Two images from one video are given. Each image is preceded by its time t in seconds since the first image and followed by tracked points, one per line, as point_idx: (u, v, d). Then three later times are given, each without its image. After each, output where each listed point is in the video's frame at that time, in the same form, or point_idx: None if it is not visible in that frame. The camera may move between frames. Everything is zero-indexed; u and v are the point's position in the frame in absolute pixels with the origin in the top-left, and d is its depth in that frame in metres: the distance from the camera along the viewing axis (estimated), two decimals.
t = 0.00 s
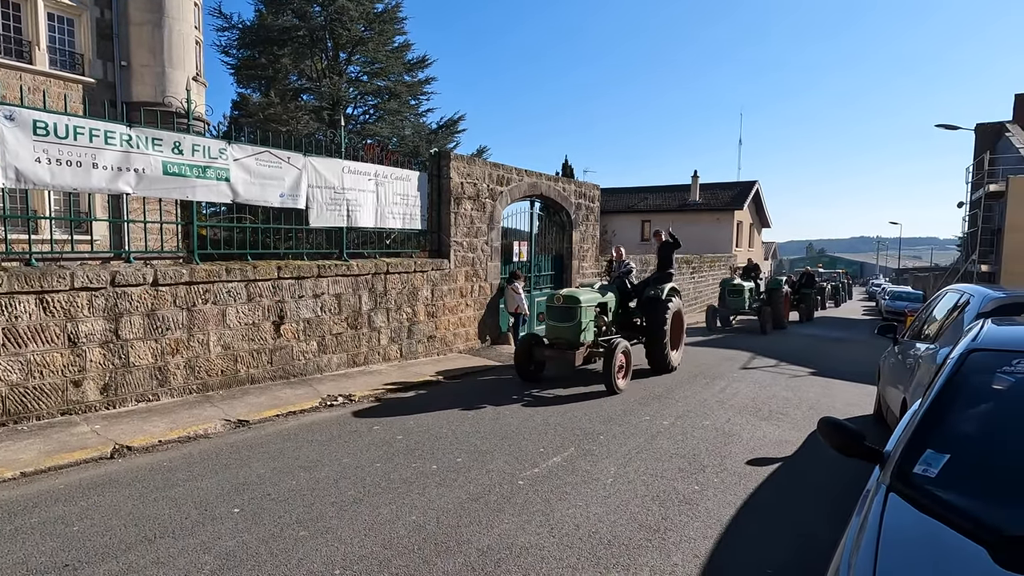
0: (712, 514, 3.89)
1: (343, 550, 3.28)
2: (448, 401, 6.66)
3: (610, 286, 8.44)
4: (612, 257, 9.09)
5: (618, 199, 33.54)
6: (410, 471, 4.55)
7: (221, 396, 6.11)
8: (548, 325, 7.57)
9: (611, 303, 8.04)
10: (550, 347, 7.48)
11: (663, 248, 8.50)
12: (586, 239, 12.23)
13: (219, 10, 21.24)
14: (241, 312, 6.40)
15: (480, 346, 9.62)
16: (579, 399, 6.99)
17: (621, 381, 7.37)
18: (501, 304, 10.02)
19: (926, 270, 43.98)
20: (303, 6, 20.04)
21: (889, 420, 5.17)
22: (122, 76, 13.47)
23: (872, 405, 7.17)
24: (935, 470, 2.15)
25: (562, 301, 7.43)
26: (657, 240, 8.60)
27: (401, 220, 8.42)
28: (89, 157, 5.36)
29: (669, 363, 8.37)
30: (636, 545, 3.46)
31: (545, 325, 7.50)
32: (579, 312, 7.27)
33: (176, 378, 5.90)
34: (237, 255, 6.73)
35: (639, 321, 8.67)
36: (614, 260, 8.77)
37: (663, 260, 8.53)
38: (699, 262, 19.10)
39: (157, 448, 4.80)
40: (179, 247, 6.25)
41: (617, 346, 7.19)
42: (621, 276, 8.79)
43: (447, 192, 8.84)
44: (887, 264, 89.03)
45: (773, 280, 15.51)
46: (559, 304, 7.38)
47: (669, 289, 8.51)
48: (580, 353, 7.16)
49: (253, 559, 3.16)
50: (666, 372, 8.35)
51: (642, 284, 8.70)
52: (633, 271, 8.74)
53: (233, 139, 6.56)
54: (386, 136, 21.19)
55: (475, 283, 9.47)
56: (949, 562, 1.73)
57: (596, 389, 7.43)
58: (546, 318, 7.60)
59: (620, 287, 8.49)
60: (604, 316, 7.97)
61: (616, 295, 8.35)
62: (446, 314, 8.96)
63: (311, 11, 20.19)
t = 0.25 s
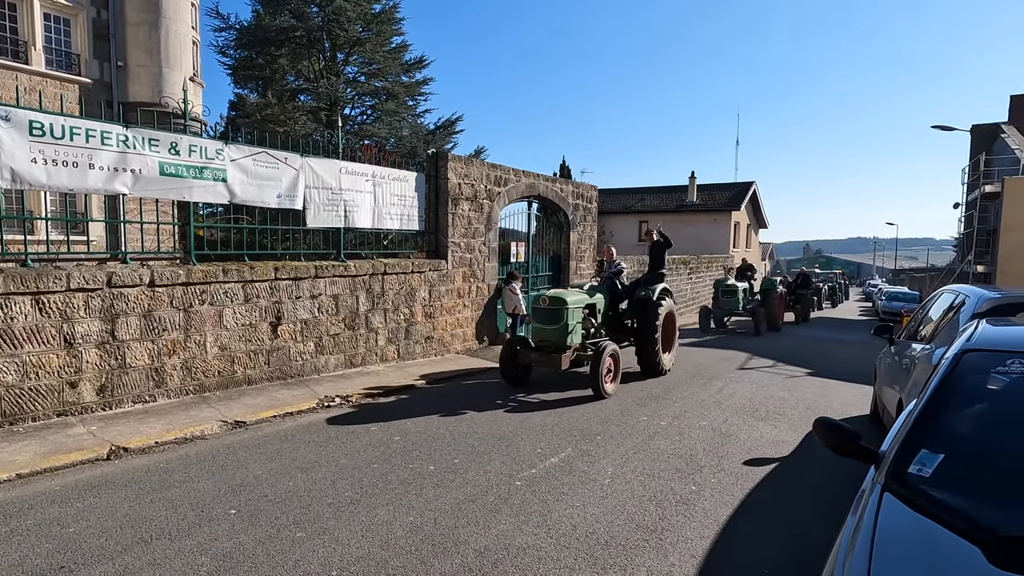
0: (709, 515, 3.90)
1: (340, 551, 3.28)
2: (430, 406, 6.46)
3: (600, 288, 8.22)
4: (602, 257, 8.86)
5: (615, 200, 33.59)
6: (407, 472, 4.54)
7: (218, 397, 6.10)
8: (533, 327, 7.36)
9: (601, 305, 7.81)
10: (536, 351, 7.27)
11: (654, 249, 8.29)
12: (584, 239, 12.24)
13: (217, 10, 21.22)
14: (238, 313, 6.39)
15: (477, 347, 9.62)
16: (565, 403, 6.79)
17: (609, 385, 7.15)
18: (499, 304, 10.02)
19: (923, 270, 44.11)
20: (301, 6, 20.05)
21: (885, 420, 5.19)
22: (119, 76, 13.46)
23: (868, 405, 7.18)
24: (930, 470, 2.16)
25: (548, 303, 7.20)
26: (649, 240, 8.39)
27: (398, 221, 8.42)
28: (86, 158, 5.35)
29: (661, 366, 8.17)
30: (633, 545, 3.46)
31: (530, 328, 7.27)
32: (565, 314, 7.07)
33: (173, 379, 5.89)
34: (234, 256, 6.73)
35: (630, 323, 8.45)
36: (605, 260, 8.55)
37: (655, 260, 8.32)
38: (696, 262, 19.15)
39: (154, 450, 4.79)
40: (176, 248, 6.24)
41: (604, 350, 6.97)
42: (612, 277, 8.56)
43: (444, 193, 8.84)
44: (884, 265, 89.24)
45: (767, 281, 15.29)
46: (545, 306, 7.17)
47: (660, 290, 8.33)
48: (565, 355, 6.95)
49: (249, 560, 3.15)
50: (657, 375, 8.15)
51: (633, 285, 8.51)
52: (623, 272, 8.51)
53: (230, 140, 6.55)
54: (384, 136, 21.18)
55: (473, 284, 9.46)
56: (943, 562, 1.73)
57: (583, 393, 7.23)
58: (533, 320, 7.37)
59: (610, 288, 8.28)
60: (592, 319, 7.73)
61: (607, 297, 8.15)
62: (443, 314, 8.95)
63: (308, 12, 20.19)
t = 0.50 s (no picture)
0: (705, 515, 3.90)
1: (335, 553, 3.27)
2: (409, 412, 6.22)
3: (588, 289, 8.00)
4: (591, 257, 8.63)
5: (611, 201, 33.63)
6: (403, 473, 4.53)
7: (213, 399, 6.07)
8: (517, 330, 7.16)
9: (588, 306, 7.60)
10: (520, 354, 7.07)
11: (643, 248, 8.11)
12: (580, 240, 12.24)
13: (212, 11, 21.16)
14: (233, 314, 6.37)
15: (473, 348, 9.61)
16: (550, 409, 6.56)
17: (595, 390, 6.93)
18: (495, 306, 10.01)
19: (917, 271, 44.33)
20: (297, 7, 20.02)
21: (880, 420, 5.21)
22: (113, 77, 13.41)
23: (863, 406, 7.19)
24: (924, 470, 2.16)
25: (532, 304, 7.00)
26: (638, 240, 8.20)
27: (394, 222, 8.41)
28: (79, 159, 5.33)
29: (650, 370, 7.97)
30: (629, 546, 3.46)
31: (514, 331, 7.08)
32: (549, 316, 6.87)
33: (167, 381, 5.86)
34: (229, 257, 6.70)
35: (619, 326, 8.23)
36: (594, 261, 8.33)
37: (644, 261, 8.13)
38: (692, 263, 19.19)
39: (149, 452, 4.76)
40: (170, 249, 6.22)
41: (590, 353, 6.77)
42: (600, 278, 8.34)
43: (440, 194, 8.83)
44: (878, 266, 89.60)
45: (760, 281, 15.13)
46: (528, 308, 6.99)
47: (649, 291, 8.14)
48: (550, 359, 6.74)
49: (243, 563, 3.13)
50: (647, 378, 7.94)
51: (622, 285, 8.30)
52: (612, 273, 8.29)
53: (225, 140, 6.53)
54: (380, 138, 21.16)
55: (469, 285, 9.46)
56: (937, 562, 1.73)
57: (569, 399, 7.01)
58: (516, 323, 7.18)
59: (598, 289, 8.05)
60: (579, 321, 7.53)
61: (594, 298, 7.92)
62: (439, 315, 8.94)
63: (304, 13, 20.16)
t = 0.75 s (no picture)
0: (701, 516, 3.90)
1: (331, 555, 3.26)
2: (387, 419, 6.00)
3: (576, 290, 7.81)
4: (580, 259, 8.45)
5: (608, 202, 33.67)
6: (399, 474, 4.52)
7: (208, 401, 6.05)
8: (501, 334, 6.96)
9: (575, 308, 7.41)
10: (503, 357, 6.86)
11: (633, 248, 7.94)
12: (576, 241, 12.24)
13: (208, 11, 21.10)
14: (229, 315, 6.35)
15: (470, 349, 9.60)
16: (534, 415, 6.35)
17: (580, 396, 6.72)
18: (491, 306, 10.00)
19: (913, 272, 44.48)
20: (293, 8, 19.99)
21: (875, 420, 5.21)
22: (109, 77, 13.38)
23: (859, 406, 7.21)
24: (919, 470, 2.17)
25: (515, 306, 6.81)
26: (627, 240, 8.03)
27: (390, 223, 8.40)
28: (74, 159, 5.30)
29: (640, 374, 7.77)
30: (626, 547, 3.45)
31: (497, 334, 6.88)
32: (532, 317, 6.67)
33: (163, 383, 5.84)
34: (225, 258, 6.69)
35: (607, 328, 8.04)
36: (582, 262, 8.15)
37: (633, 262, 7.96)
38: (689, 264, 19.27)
39: (144, 454, 4.74)
40: (166, 249, 6.20)
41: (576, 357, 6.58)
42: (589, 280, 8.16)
43: (437, 194, 8.81)
44: (874, 266, 89.86)
45: (754, 281, 15.04)
46: (511, 309, 6.79)
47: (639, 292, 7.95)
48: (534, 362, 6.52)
49: (237, 566, 3.12)
50: (636, 382, 7.73)
51: (610, 287, 8.11)
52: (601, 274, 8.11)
53: (221, 141, 6.51)
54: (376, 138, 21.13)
55: (466, 286, 9.45)
56: (934, 563, 1.73)
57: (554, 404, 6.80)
58: (499, 326, 6.99)
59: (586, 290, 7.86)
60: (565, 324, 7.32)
61: (582, 299, 7.72)
62: (436, 316, 8.93)
63: (300, 13, 20.13)
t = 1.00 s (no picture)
0: (700, 516, 3.90)
1: (329, 556, 3.25)
2: (366, 426, 5.76)
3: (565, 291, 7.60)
4: (568, 258, 8.25)
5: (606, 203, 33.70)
6: (397, 476, 4.52)
7: (205, 402, 6.04)
8: (484, 336, 6.72)
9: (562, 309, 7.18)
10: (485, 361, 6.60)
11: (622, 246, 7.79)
12: (575, 242, 12.25)
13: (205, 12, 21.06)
14: (227, 316, 6.34)
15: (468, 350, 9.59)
16: (518, 421, 6.12)
17: (566, 401, 6.46)
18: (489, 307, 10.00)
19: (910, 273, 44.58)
20: (291, 9, 19.98)
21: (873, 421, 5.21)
22: (106, 78, 13.36)
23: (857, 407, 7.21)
24: (917, 470, 2.17)
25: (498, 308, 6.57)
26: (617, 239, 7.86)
27: (389, 224, 8.39)
28: (71, 160, 5.29)
29: (631, 377, 7.57)
30: (624, 548, 3.45)
31: (480, 336, 6.64)
32: (516, 320, 6.42)
33: (159, 384, 5.82)
34: (222, 259, 6.68)
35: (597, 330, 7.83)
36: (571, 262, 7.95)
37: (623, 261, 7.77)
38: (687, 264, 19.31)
39: (141, 455, 4.73)
40: (163, 251, 6.18)
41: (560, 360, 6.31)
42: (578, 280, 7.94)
43: (435, 195, 8.81)
44: (871, 267, 90.12)
45: (749, 281, 14.97)
46: (495, 312, 6.55)
47: (630, 293, 7.77)
48: (518, 367, 6.28)
49: (235, 567, 3.11)
50: (627, 386, 7.51)
51: (601, 287, 7.92)
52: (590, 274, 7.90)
53: (219, 142, 6.50)
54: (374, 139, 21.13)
55: (464, 287, 9.44)
56: (933, 562, 1.73)
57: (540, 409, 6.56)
58: (482, 328, 6.74)
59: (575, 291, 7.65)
60: (552, 326, 7.08)
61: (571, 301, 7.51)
62: (434, 317, 8.92)
63: (298, 14, 20.12)
